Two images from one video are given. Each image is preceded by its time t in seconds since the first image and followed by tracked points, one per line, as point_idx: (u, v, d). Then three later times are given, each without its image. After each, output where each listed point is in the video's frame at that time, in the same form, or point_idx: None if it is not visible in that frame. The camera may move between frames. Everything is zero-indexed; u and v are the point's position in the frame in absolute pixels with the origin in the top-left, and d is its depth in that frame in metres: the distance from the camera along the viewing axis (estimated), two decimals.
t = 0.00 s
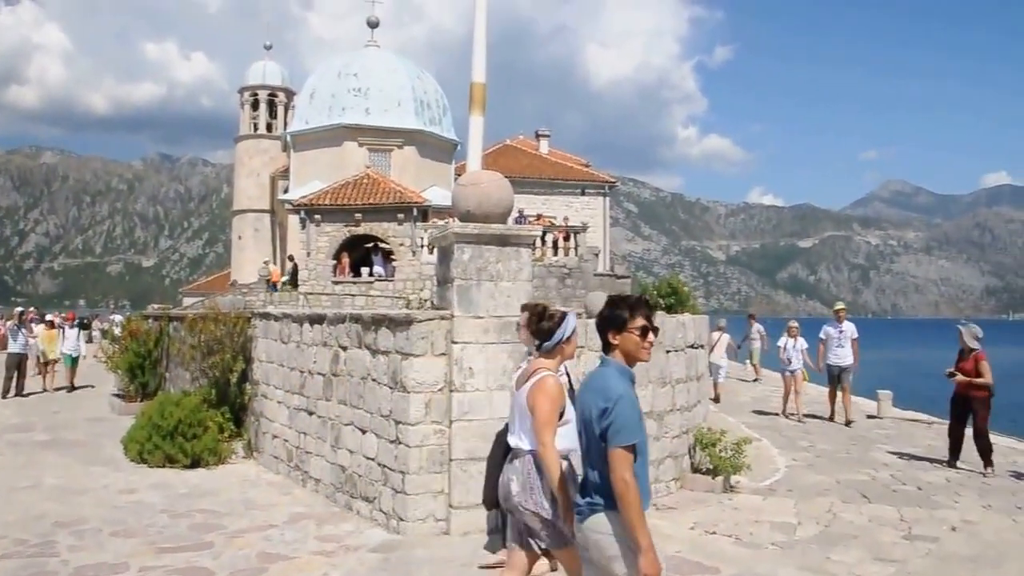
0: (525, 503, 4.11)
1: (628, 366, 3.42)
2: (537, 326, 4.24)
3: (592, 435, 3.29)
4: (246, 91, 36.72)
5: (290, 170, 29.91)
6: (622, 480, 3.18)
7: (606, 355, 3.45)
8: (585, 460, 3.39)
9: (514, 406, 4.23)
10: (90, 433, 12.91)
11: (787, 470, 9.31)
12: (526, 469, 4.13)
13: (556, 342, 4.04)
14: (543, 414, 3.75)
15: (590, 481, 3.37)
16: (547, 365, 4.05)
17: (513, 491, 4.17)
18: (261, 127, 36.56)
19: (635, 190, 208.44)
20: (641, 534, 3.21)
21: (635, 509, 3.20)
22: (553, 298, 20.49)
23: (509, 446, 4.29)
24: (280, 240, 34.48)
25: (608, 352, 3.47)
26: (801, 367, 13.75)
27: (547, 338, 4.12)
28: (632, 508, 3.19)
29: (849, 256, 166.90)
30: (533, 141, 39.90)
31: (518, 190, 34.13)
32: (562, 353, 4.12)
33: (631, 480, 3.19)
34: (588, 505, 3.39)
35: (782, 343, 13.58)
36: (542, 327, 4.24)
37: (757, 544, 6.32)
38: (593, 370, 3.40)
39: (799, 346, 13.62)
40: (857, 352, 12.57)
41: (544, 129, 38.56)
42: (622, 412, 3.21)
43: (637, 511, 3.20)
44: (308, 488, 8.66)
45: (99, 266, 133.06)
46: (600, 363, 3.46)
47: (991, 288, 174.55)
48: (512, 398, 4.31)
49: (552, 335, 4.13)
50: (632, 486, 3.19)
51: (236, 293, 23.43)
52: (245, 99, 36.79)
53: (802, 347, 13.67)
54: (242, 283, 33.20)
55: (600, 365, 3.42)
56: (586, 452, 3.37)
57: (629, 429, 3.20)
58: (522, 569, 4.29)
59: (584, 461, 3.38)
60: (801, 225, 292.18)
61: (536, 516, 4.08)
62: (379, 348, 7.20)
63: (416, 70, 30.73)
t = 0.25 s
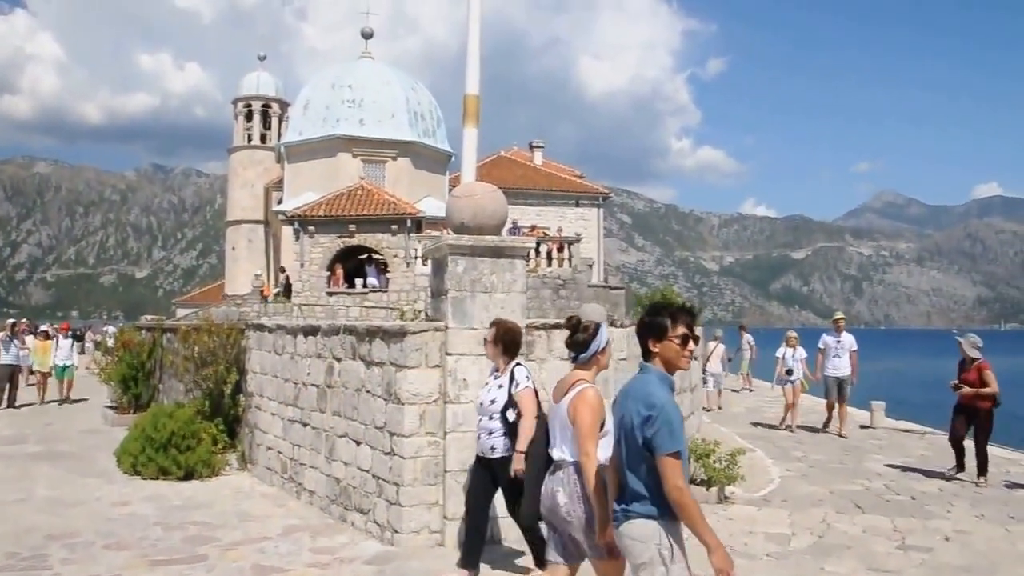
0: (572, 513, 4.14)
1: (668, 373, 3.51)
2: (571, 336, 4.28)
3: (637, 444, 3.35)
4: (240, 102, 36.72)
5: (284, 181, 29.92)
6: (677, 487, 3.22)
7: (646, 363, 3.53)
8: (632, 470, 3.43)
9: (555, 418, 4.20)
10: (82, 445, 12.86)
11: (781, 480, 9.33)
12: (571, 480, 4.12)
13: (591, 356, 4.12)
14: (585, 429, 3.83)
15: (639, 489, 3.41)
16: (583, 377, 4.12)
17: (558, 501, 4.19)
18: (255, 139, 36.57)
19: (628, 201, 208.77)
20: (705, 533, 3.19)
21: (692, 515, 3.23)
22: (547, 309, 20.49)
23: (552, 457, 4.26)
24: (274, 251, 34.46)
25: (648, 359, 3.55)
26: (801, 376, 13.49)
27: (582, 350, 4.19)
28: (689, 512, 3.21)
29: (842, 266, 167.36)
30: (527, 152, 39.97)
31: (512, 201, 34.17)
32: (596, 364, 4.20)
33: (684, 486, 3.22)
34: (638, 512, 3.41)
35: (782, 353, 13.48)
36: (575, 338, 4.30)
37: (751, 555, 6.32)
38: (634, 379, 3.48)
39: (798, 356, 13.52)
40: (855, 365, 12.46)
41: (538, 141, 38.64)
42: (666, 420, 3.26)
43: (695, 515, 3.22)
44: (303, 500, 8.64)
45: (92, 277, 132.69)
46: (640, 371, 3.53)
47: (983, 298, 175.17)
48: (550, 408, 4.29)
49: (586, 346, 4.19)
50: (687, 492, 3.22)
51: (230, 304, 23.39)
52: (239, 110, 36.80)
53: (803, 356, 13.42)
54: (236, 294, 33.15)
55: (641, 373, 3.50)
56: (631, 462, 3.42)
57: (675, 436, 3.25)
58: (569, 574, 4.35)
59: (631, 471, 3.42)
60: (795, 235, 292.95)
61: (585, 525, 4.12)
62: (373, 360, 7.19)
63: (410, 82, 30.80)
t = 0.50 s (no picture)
0: (600, 521, 4.05)
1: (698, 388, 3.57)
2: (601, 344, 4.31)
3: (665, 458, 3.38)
4: (236, 115, 36.72)
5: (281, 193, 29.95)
6: (700, 500, 3.23)
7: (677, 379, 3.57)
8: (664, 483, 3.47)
9: (588, 427, 4.12)
10: (77, 458, 12.83)
11: (777, 491, 9.36)
12: (603, 488, 4.03)
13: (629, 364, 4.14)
14: (625, 433, 3.82)
15: (669, 503, 3.45)
16: (615, 385, 4.15)
17: (587, 509, 4.10)
18: (252, 151, 36.61)
19: (624, 212, 209.13)
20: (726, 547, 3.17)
21: (717, 528, 3.23)
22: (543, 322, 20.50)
23: (581, 465, 4.19)
24: (270, 263, 34.48)
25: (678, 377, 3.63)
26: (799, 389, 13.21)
27: (616, 358, 4.21)
28: (713, 525, 3.22)
29: (837, 277, 167.68)
30: (523, 165, 40.07)
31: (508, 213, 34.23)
32: (629, 373, 4.22)
33: (708, 499, 3.23)
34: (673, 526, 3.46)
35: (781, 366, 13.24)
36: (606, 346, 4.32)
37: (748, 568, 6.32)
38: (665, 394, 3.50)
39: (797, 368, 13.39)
40: (855, 375, 12.25)
41: (534, 153, 38.73)
42: (685, 433, 3.27)
43: (719, 527, 3.22)
44: (298, 513, 8.61)
45: (88, 288, 132.51)
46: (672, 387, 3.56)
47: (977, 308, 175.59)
48: (581, 416, 4.23)
49: (620, 355, 4.22)
50: (711, 504, 3.23)
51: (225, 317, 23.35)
52: (236, 123, 36.83)
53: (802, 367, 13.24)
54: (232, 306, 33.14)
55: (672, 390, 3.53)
56: (661, 475, 3.46)
57: (698, 449, 3.26)
58: None
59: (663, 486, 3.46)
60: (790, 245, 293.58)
61: (618, 534, 4.02)
62: (369, 373, 7.19)
63: (406, 95, 30.88)
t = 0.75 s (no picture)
0: (625, 536, 4.08)
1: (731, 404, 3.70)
2: (629, 361, 4.29)
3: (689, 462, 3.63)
4: (235, 129, 36.77)
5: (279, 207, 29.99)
6: (714, 506, 3.49)
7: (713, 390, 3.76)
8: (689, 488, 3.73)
9: (616, 445, 4.12)
10: (74, 472, 12.79)
11: (775, 504, 9.37)
12: (629, 504, 4.04)
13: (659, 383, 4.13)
14: (656, 456, 3.89)
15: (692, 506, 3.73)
16: (644, 403, 4.14)
17: (613, 524, 4.13)
18: (250, 165, 36.66)
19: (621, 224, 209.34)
20: (726, 559, 3.46)
21: (722, 535, 3.48)
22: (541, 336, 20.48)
23: (608, 482, 4.19)
24: (268, 276, 34.51)
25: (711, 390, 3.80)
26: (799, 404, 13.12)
27: (645, 376, 4.18)
28: (719, 533, 3.47)
29: (833, 288, 167.89)
30: (520, 178, 40.17)
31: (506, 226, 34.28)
32: (658, 392, 4.21)
33: (721, 506, 3.49)
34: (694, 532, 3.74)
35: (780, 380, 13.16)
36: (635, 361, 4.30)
37: None
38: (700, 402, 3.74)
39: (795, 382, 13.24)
40: (854, 389, 12.27)
41: (531, 166, 38.83)
42: (709, 440, 3.53)
43: (724, 537, 3.47)
44: (295, 528, 8.59)
45: (86, 302, 132.33)
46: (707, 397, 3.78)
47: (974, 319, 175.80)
48: (608, 433, 4.21)
49: (649, 373, 4.19)
50: (722, 512, 3.48)
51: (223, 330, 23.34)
52: (234, 137, 36.88)
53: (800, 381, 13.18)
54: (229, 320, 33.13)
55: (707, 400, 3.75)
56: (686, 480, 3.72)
57: (719, 455, 3.52)
58: None
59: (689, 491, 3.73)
60: (787, 257, 293.96)
61: (646, 551, 4.04)
62: (367, 387, 7.19)
63: (404, 109, 30.98)
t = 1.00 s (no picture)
0: (660, 547, 4.23)
1: (760, 412, 3.85)
2: (662, 376, 4.48)
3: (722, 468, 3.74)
4: (236, 144, 36.87)
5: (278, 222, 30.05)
6: (744, 513, 3.61)
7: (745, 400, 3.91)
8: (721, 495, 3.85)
9: (648, 458, 4.32)
10: (73, 488, 12.77)
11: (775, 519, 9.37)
12: (663, 515, 4.22)
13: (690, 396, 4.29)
14: (684, 465, 4.05)
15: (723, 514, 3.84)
16: (674, 416, 4.32)
17: (648, 535, 4.29)
18: (251, 180, 36.73)
19: (621, 237, 209.61)
20: (756, 563, 3.60)
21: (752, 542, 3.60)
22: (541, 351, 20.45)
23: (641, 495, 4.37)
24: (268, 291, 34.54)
25: (742, 401, 3.92)
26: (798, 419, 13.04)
27: (677, 391, 4.36)
28: (749, 539, 3.59)
29: (832, 301, 167.96)
30: (519, 193, 40.26)
31: (505, 241, 34.33)
32: (689, 407, 4.39)
33: (751, 513, 3.61)
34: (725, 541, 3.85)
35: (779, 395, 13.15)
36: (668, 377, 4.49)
37: None
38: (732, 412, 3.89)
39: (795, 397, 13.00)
40: (853, 403, 12.25)
41: (530, 181, 38.91)
42: (741, 449, 3.65)
43: (754, 543, 3.59)
44: (294, 545, 8.58)
45: (86, 316, 132.27)
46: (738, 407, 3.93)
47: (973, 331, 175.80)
48: (640, 446, 4.41)
49: (680, 387, 4.38)
50: (752, 518, 3.60)
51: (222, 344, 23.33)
52: (235, 152, 36.96)
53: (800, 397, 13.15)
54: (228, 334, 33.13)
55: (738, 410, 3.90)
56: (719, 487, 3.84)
57: (753, 464, 3.63)
58: None
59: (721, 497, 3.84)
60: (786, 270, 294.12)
61: (678, 561, 4.18)
62: (365, 403, 7.21)
63: (404, 125, 31.08)
